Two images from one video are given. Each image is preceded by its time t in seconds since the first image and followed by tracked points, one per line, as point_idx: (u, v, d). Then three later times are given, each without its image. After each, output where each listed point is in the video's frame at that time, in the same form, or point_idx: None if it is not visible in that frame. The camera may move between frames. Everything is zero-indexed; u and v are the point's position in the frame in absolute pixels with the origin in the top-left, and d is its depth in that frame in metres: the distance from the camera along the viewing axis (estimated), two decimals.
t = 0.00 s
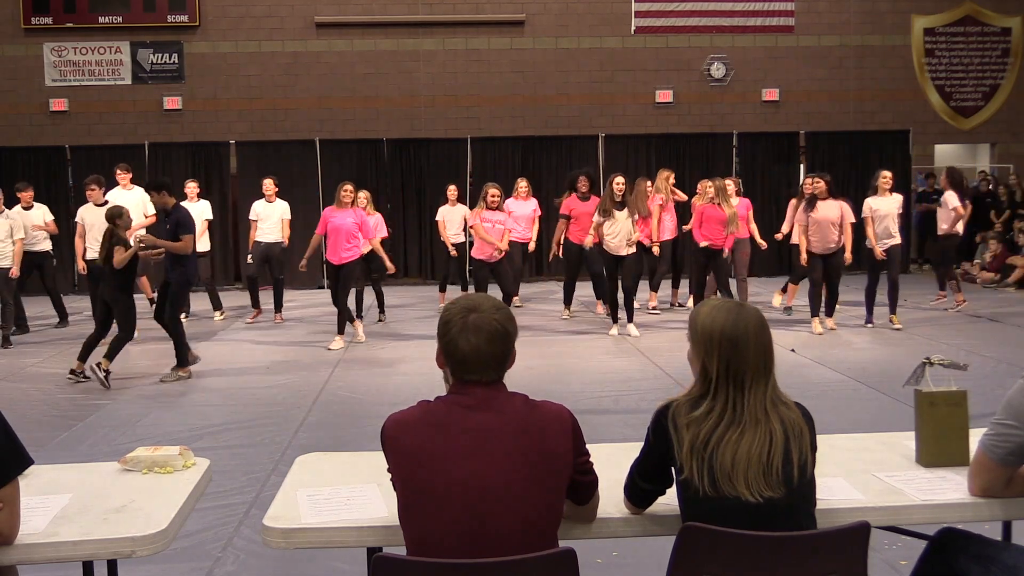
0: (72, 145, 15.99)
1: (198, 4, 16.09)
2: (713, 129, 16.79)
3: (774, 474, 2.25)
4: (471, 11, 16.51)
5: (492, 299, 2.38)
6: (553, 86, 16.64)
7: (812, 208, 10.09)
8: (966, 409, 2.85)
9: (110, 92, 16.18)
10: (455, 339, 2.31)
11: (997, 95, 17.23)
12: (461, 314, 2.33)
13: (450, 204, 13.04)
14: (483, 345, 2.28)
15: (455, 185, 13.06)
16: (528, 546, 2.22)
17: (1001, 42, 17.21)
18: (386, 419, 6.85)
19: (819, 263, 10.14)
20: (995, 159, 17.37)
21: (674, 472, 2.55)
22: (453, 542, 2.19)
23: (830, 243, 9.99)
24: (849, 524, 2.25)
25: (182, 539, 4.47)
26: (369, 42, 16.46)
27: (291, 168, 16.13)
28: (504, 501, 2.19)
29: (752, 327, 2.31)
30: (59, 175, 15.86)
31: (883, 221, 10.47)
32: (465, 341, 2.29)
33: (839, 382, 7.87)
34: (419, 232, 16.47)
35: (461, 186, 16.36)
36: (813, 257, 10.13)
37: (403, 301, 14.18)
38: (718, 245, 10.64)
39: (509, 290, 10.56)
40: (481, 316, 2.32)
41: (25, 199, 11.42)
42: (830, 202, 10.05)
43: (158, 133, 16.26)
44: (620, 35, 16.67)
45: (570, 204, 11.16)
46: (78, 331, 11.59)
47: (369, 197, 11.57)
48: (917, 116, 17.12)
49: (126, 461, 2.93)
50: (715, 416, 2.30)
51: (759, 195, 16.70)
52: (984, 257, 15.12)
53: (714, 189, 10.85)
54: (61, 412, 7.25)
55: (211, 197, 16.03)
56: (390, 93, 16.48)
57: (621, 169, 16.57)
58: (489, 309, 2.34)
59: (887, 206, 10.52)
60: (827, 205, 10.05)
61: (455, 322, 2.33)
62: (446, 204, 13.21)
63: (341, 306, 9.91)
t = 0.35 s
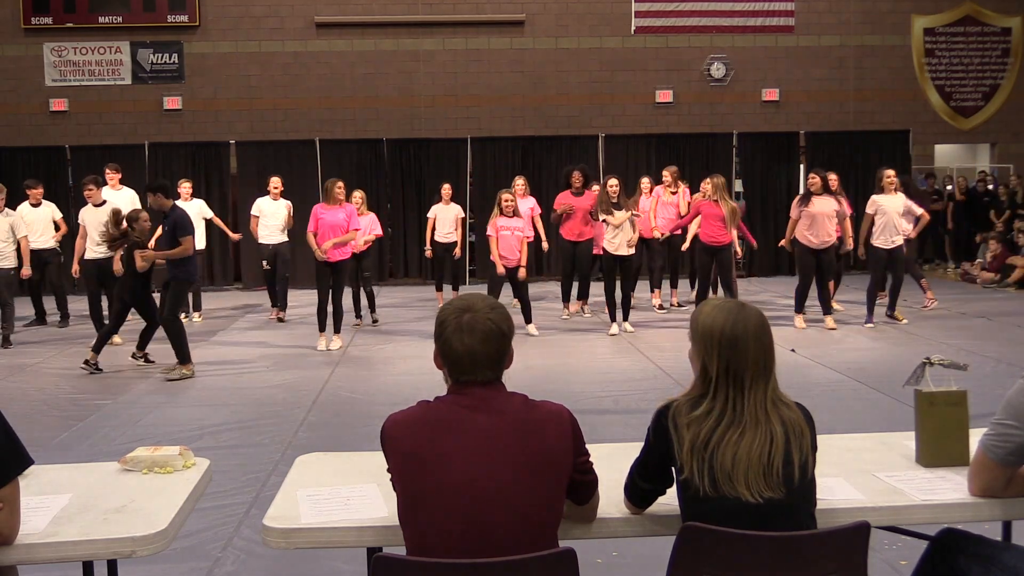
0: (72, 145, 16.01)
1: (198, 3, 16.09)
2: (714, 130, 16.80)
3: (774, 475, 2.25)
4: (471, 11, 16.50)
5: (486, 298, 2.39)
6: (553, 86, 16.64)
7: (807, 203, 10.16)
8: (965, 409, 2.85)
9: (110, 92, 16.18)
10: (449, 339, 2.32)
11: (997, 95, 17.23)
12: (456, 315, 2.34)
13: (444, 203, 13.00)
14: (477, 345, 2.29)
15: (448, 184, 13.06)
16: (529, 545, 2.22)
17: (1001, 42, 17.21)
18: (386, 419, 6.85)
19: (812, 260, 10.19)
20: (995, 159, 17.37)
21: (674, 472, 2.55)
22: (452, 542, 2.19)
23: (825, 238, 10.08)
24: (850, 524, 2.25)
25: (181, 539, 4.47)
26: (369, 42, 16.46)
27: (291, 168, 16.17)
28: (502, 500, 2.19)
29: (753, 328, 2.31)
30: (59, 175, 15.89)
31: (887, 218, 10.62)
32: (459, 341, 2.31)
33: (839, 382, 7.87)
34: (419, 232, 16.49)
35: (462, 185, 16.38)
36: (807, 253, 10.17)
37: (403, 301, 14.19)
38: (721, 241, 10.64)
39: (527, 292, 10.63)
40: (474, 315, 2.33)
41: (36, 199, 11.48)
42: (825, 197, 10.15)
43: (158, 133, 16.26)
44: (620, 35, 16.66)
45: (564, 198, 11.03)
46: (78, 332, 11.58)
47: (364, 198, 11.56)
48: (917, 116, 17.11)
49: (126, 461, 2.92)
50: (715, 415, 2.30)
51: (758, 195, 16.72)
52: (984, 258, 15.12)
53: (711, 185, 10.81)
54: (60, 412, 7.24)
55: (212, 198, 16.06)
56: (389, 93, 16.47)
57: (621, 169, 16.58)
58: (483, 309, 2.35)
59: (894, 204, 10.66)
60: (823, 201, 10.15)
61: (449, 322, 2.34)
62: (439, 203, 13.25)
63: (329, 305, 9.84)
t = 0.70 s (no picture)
0: (72, 145, 16.01)
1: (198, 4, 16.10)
2: (713, 130, 16.79)
3: (774, 473, 2.26)
4: (471, 11, 16.50)
5: (480, 297, 2.38)
6: (552, 86, 16.64)
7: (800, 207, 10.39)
8: (965, 409, 2.85)
9: (110, 92, 16.18)
10: (444, 340, 2.33)
11: (997, 94, 17.24)
12: (450, 316, 2.34)
13: (443, 204, 13.00)
14: (471, 344, 2.29)
15: (449, 184, 13.04)
16: (528, 545, 2.22)
17: (1001, 42, 17.22)
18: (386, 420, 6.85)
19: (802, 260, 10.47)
20: (995, 159, 17.37)
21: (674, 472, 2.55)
22: (452, 543, 2.19)
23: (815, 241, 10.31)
24: (850, 524, 2.25)
25: (181, 539, 4.47)
26: (369, 42, 16.46)
27: (292, 169, 16.16)
28: (502, 500, 2.19)
29: (749, 327, 2.31)
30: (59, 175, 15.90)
31: (904, 220, 10.47)
32: (453, 342, 2.31)
33: (839, 382, 7.87)
34: (419, 232, 16.48)
35: (462, 185, 16.37)
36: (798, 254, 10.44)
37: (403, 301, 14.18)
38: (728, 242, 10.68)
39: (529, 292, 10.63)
40: (468, 316, 2.32)
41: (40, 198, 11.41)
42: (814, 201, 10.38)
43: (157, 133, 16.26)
44: (620, 35, 16.67)
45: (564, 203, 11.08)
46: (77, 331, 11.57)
47: (362, 198, 11.50)
48: (917, 116, 17.12)
49: (126, 461, 2.93)
50: (713, 416, 2.30)
51: (758, 194, 16.71)
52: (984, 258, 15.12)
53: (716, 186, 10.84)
54: (60, 412, 7.24)
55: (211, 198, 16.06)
56: (389, 92, 16.47)
57: (622, 169, 16.56)
58: (477, 308, 2.34)
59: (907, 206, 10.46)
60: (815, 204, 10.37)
61: (444, 324, 2.34)
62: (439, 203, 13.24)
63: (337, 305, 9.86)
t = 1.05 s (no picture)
0: (71, 145, 16.02)
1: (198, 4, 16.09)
2: (713, 130, 16.79)
3: (774, 474, 2.25)
4: (471, 11, 16.50)
5: (478, 297, 2.38)
6: (552, 86, 16.64)
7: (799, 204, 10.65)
8: (966, 410, 2.85)
9: (110, 92, 16.18)
10: (442, 340, 2.33)
11: (997, 94, 17.25)
12: (449, 316, 2.35)
13: (451, 203, 12.99)
14: (469, 344, 2.30)
15: (454, 185, 13.03)
16: (528, 546, 2.22)
17: (1001, 42, 17.22)
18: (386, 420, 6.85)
19: (804, 260, 10.53)
20: (995, 159, 17.36)
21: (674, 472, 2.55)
22: (451, 543, 2.19)
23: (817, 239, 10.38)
24: (850, 524, 2.24)
25: (182, 539, 4.47)
26: (369, 42, 16.46)
27: (292, 169, 16.16)
28: (502, 499, 2.19)
29: (749, 327, 2.31)
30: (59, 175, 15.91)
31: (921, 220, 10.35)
32: (451, 342, 2.32)
33: (840, 382, 7.87)
34: (418, 232, 16.48)
35: (462, 185, 16.38)
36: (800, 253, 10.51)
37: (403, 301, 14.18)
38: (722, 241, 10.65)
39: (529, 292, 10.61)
40: (466, 316, 2.33)
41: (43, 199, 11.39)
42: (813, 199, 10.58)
43: (157, 133, 16.26)
44: (620, 35, 16.67)
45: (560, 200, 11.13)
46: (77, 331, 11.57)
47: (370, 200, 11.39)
48: (917, 116, 17.12)
49: (126, 461, 2.93)
50: (713, 416, 2.30)
51: (758, 194, 16.70)
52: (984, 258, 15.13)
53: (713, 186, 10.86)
54: (60, 412, 7.24)
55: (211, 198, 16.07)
56: (390, 93, 16.47)
57: (622, 169, 16.57)
58: (475, 308, 2.35)
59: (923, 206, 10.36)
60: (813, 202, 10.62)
61: (443, 324, 2.35)
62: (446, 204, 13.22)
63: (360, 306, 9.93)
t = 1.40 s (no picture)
0: (71, 144, 16.01)
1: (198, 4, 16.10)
2: (713, 130, 16.79)
3: (773, 475, 2.25)
4: (471, 11, 16.50)
5: (478, 296, 2.38)
6: (551, 86, 16.65)
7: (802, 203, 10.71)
8: (966, 410, 2.85)
9: (110, 92, 16.18)
10: (443, 339, 2.33)
11: (997, 94, 17.25)
12: (449, 316, 2.35)
13: (454, 202, 13.00)
14: (470, 344, 2.30)
15: (458, 184, 13.02)
16: (528, 546, 2.22)
17: (1001, 42, 17.21)
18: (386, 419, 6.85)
19: (807, 255, 10.52)
20: (995, 159, 17.36)
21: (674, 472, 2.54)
22: (451, 543, 2.19)
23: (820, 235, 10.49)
24: (849, 525, 2.24)
25: (182, 539, 4.47)
26: (368, 42, 16.46)
27: (292, 168, 16.15)
28: (502, 498, 2.19)
29: (748, 327, 2.31)
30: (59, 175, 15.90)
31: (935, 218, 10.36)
32: (453, 342, 2.32)
33: (840, 382, 7.87)
34: (418, 231, 16.47)
35: (462, 185, 16.36)
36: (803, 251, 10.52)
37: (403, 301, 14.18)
38: (714, 241, 10.65)
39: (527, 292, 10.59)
40: (466, 316, 2.33)
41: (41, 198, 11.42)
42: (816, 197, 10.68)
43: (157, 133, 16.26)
44: (620, 35, 16.67)
45: (557, 200, 11.13)
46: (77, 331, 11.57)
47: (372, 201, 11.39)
48: (917, 116, 17.12)
49: (126, 461, 2.92)
50: (713, 416, 2.30)
51: (758, 194, 16.68)
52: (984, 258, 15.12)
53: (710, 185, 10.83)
54: (59, 412, 7.24)
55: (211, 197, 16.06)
56: (390, 93, 16.47)
57: (622, 168, 16.56)
58: (476, 308, 2.35)
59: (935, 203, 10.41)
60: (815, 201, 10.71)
61: (443, 324, 2.35)
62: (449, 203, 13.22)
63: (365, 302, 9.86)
